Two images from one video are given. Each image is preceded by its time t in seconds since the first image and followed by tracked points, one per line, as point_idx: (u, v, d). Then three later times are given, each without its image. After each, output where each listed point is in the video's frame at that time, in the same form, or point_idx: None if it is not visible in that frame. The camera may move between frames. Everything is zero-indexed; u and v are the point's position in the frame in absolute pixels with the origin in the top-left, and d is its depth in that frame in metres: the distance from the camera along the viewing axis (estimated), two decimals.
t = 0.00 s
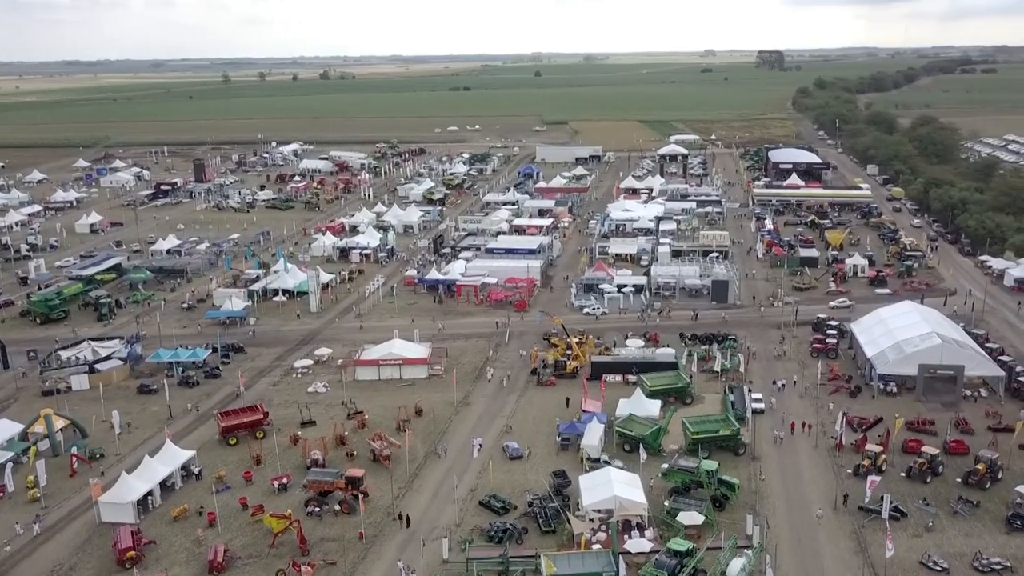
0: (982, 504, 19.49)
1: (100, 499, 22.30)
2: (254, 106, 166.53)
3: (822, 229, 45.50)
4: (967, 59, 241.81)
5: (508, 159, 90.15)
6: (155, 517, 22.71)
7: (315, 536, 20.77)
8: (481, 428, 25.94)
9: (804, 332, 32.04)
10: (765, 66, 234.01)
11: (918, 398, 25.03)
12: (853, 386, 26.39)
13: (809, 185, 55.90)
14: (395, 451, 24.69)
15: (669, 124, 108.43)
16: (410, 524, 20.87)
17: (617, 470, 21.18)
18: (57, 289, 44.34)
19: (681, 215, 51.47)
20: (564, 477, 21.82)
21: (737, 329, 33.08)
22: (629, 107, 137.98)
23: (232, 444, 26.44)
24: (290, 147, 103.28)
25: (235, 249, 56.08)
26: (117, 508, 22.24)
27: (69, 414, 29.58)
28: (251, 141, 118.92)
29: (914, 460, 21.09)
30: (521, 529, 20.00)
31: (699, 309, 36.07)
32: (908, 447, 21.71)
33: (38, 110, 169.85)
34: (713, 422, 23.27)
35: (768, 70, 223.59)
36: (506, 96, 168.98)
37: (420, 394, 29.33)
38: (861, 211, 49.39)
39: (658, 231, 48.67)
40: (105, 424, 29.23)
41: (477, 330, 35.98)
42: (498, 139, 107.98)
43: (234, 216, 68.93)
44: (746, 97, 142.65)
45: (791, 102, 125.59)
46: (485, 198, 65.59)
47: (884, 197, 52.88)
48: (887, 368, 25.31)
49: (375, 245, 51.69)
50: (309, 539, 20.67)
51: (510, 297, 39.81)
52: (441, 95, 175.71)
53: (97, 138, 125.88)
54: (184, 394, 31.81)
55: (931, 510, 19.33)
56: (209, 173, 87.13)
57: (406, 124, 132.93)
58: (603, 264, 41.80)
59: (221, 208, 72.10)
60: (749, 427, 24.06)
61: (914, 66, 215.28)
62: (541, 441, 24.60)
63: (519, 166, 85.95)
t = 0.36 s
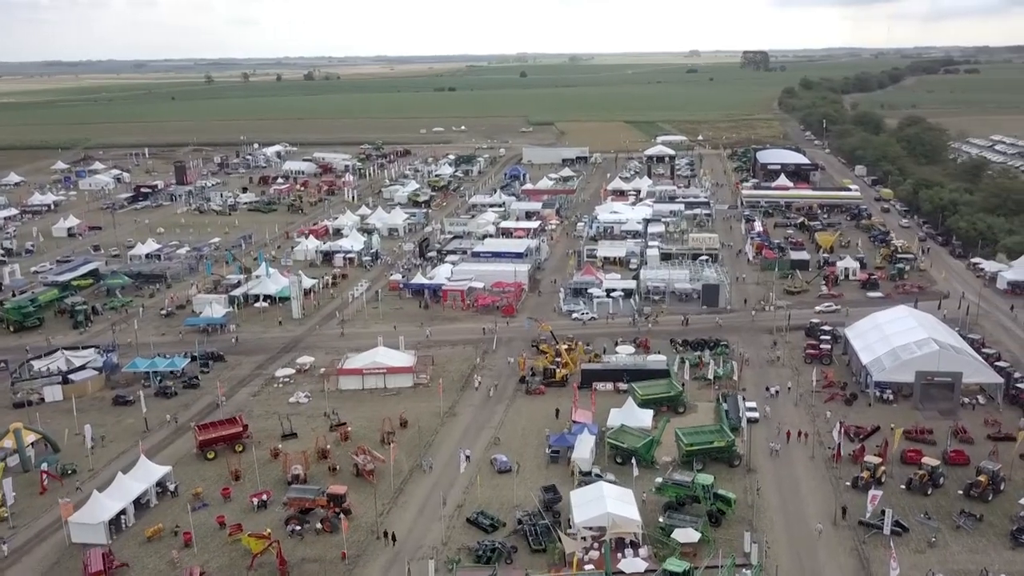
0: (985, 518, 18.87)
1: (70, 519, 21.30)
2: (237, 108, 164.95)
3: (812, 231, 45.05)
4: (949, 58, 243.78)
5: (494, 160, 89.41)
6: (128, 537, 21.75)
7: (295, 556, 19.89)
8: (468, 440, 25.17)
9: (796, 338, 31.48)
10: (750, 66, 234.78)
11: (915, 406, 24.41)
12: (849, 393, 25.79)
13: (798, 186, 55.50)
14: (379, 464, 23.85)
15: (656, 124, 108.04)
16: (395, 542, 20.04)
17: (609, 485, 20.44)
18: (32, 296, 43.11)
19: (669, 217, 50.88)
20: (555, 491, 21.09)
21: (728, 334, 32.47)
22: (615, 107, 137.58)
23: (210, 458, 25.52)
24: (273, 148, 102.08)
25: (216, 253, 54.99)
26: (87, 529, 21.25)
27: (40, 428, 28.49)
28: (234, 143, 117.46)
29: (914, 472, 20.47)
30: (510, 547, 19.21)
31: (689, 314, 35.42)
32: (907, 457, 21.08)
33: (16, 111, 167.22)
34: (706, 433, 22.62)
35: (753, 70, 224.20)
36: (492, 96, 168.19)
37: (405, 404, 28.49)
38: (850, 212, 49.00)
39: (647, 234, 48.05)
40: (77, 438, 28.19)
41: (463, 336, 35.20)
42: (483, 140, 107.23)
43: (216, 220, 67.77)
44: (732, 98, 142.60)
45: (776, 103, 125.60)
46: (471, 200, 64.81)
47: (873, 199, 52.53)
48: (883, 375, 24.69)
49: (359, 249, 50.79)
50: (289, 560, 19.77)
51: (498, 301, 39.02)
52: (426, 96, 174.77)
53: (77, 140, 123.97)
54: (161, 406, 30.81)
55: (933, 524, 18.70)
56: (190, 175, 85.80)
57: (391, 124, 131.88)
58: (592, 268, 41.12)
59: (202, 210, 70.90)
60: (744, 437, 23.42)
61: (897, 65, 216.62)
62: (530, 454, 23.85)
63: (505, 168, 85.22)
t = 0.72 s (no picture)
0: (985, 532, 18.32)
1: (34, 541, 20.26)
2: (216, 109, 163.07)
3: (799, 233, 44.67)
4: (927, 58, 246.18)
5: (477, 161, 88.65)
6: (96, 559, 20.73)
7: None
8: (452, 453, 24.38)
9: (786, 343, 30.94)
10: (731, 66, 235.78)
11: (909, 414, 23.88)
12: (841, 401, 25.25)
13: (783, 187, 55.14)
14: (360, 480, 23.00)
15: (639, 125, 107.77)
16: (378, 562, 19.18)
17: (598, 501, 19.75)
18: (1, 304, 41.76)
19: (655, 220, 50.35)
20: (542, 507, 20.32)
21: (716, 340, 31.92)
22: (598, 108, 137.25)
23: (184, 474, 24.56)
24: (252, 150, 100.78)
25: (193, 258, 53.82)
26: (53, 552, 20.22)
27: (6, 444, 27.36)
28: (213, 144, 115.89)
29: (911, 483, 19.91)
30: (497, 567, 18.42)
31: (677, 319, 34.85)
32: (904, 468, 20.52)
33: None
34: (697, 444, 21.98)
35: (735, 70, 225.14)
36: (474, 97, 167.40)
37: (387, 416, 27.65)
38: (837, 214, 48.68)
39: (632, 237, 47.51)
40: (46, 453, 27.08)
41: (447, 343, 34.39)
42: (466, 141, 106.46)
43: (194, 223, 66.51)
44: (714, 98, 142.72)
45: (759, 103, 125.72)
46: (454, 202, 64.01)
47: (859, 200, 52.29)
48: (876, 383, 24.14)
49: (340, 253, 49.86)
50: None
51: (482, 307, 38.27)
52: (408, 97, 173.73)
53: (51, 142, 121.83)
54: (134, 418, 29.74)
55: (933, 538, 18.10)
56: (168, 178, 84.35)
57: (372, 125, 130.72)
58: (577, 271, 40.49)
59: (180, 213, 69.60)
60: (736, 448, 22.80)
61: (879, 65, 218.87)
62: (516, 467, 23.09)
63: (488, 169, 84.49)
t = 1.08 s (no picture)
0: (983, 545, 17.79)
1: None
2: (192, 109, 160.89)
3: (782, 235, 44.33)
4: (903, 58, 247.94)
5: (457, 162, 87.78)
6: None
7: None
8: (433, 467, 23.59)
9: (772, 348, 30.42)
10: (710, 66, 236.55)
11: (901, 421, 23.39)
12: (830, 408, 24.73)
13: (765, 188, 54.85)
14: (338, 497, 22.13)
15: (620, 125, 107.44)
16: None
17: (585, 517, 19.03)
18: None
19: (637, 221, 49.84)
20: (527, 524, 19.58)
21: (702, 345, 31.36)
22: (578, 108, 136.84)
23: (153, 492, 23.55)
24: (229, 152, 99.25)
25: (167, 263, 52.54)
26: None
27: None
28: (188, 146, 114.08)
29: (905, 495, 19.36)
30: None
31: (661, 324, 34.26)
32: (897, 479, 19.97)
33: None
34: (686, 456, 21.34)
35: (714, 70, 225.88)
36: (454, 97, 166.45)
37: (365, 429, 26.80)
38: (820, 215, 48.43)
39: (615, 239, 46.94)
40: (8, 471, 25.92)
41: (427, 351, 33.58)
42: (446, 142, 105.59)
43: (168, 227, 65.10)
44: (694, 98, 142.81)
45: (739, 103, 125.89)
46: (434, 204, 63.16)
47: (841, 201, 52.11)
48: (867, 390, 23.63)
49: (317, 257, 48.85)
50: None
51: (463, 313, 37.48)
52: (387, 97, 172.39)
53: (21, 144, 119.31)
54: (102, 432, 28.59)
55: (930, 553, 17.54)
56: (141, 180, 82.71)
57: (350, 126, 129.40)
58: (560, 275, 39.84)
59: (153, 217, 68.13)
60: (725, 459, 22.18)
61: (856, 65, 220.61)
62: (498, 481, 22.34)
63: (468, 171, 83.70)
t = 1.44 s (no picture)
0: (981, 558, 17.30)
1: None
2: (169, 110, 158.91)
3: (767, 237, 44.02)
4: (880, 58, 250.20)
5: (438, 163, 87.01)
6: None
7: None
8: (415, 480, 22.86)
9: (760, 352, 29.94)
10: (691, 66, 237.23)
11: (893, 428, 22.94)
12: (821, 415, 24.24)
13: (749, 189, 54.54)
14: (316, 513, 21.32)
15: (602, 126, 107.09)
16: None
17: (573, 533, 18.38)
18: None
19: (621, 224, 49.37)
20: (513, 540, 18.89)
21: (689, 350, 30.87)
22: (560, 108, 136.40)
23: (124, 510, 22.63)
24: (206, 153, 97.78)
25: (142, 268, 51.37)
26: None
27: None
28: (165, 148, 112.36)
29: (900, 506, 18.85)
30: None
31: (647, 328, 33.74)
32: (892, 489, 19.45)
33: None
34: (676, 467, 20.78)
35: (695, 70, 226.90)
36: (435, 98, 165.54)
37: (345, 441, 26.01)
38: (804, 216, 48.17)
39: (599, 242, 46.43)
40: None
41: (408, 358, 32.83)
42: (428, 143, 104.75)
43: (143, 231, 63.81)
44: (676, 98, 142.92)
45: (721, 103, 125.99)
46: (416, 206, 62.39)
47: (825, 202, 51.93)
48: (858, 397, 23.15)
49: (296, 261, 47.94)
50: None
51: (445, 318, 36.77)
52: (368, 98, 171.19)
53: None
54: (72, 445, 27.54)
55: (928, 567, 17.00)
56: (116, 183, 81.20)
57: (331, 127, 128.18)
58: (543, 279, 39.23)
59: (128, 220, 66.80)
60: (715, 469, 21.62)
61: (835, 65, 222.13)
62: (483, 495, 21.64)
63: (450, 172, 82.93)
